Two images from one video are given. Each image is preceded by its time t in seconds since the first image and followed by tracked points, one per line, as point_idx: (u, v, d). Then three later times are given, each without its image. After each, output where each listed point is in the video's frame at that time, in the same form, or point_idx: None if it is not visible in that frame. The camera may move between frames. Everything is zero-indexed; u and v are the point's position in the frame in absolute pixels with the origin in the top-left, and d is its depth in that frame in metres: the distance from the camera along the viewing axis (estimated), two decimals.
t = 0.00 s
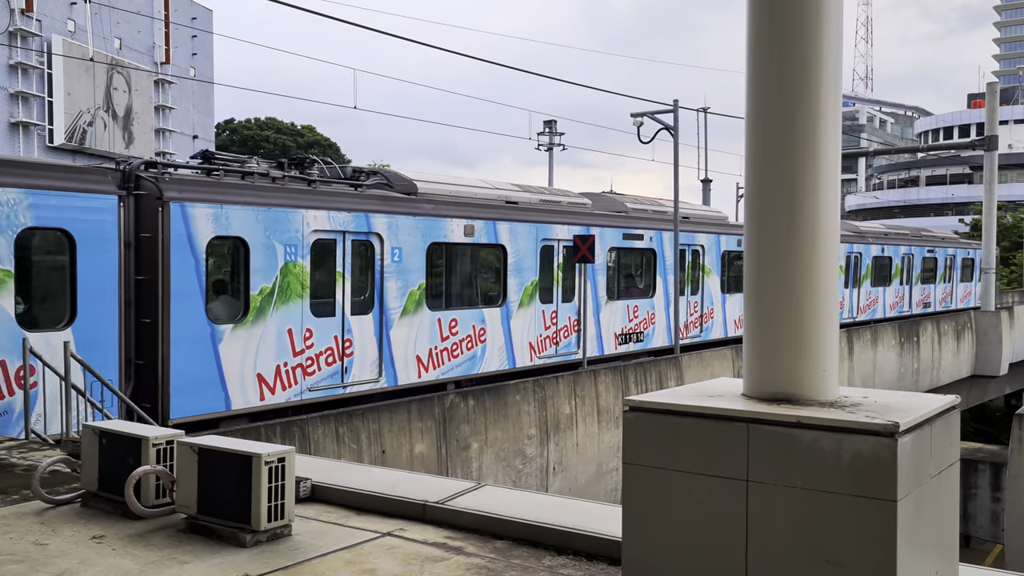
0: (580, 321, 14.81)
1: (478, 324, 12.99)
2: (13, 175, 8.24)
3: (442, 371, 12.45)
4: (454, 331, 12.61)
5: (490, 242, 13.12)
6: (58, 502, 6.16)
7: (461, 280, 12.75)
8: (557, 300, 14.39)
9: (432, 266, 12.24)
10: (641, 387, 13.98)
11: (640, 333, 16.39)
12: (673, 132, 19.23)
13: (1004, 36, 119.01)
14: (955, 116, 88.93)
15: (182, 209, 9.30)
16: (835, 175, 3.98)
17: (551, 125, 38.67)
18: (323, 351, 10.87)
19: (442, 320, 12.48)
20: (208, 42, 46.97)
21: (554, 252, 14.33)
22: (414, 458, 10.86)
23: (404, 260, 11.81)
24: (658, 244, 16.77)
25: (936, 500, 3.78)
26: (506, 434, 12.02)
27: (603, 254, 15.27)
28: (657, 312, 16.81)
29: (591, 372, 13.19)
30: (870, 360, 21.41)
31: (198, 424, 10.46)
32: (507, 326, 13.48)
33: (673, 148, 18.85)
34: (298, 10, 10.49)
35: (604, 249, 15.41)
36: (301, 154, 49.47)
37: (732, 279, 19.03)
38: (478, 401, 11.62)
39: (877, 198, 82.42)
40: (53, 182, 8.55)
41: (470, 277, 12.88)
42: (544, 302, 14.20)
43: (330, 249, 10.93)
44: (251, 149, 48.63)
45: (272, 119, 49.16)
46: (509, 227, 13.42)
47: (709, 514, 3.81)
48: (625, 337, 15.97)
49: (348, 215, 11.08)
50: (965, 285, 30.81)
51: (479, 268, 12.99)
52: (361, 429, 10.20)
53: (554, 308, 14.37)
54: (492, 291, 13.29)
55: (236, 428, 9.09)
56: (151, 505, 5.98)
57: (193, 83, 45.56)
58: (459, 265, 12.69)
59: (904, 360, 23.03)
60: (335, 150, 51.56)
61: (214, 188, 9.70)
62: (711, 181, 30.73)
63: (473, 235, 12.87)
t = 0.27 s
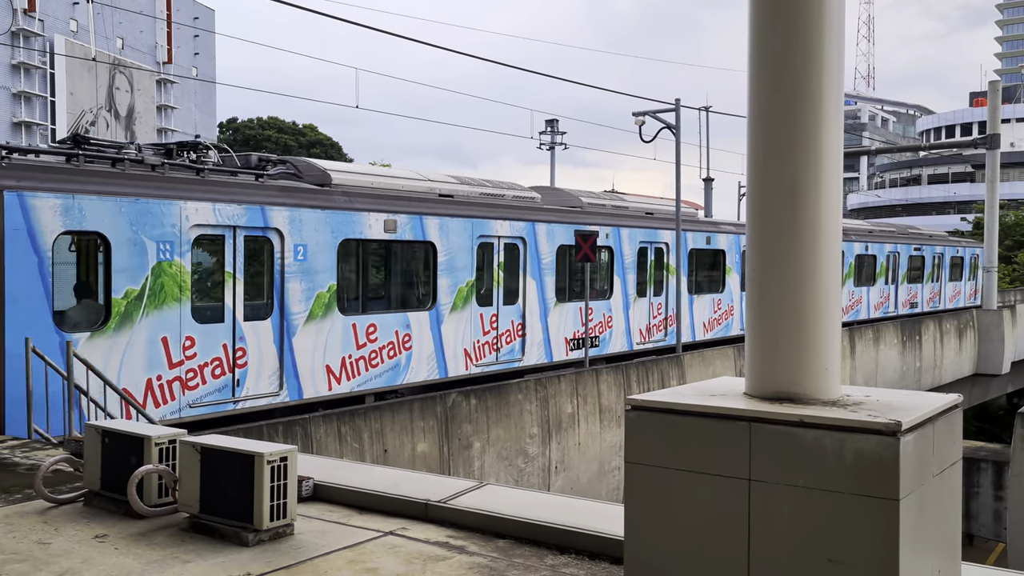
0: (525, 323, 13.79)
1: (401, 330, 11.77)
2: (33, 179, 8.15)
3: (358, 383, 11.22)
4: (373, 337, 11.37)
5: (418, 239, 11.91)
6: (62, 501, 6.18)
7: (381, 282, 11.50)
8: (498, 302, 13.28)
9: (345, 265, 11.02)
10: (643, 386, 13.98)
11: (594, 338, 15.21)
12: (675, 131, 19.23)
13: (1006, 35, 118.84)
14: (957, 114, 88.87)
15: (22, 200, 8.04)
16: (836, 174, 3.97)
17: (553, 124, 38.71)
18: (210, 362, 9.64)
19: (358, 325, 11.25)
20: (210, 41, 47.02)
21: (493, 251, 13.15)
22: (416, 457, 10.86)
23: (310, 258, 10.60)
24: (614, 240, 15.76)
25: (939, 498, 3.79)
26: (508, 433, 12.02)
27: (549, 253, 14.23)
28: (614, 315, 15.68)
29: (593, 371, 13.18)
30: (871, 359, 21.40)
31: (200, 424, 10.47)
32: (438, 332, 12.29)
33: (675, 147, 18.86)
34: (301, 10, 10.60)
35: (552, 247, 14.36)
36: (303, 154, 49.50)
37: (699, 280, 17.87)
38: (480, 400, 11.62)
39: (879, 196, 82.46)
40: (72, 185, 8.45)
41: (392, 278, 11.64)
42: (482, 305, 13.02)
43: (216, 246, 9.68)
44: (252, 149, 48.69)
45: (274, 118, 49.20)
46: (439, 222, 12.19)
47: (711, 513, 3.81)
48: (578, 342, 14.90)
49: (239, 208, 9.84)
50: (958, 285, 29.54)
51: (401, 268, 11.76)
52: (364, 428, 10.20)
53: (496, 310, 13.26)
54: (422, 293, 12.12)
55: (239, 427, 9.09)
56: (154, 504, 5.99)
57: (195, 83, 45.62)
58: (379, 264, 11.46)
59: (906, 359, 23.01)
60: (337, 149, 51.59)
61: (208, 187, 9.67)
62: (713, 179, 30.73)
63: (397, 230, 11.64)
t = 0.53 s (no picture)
0: (462, 327, 12.79)
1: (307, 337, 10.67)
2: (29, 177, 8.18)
3: (253, 397, 10.12)
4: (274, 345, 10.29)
5: (327, 236, 10.81)
6: (64, 501, 6.18)
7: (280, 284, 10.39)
8: (428, 304, 12.23)
9: (237, 264, 9.93)
10: (645, 385, 13.98)
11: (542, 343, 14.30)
12: (677, 130, 19.22)
13: (1008, 33, 118.71)
14: (959, 113, 88.79)
15: None
16: (839, 174, 3.97)
17: (555, 124, 38.73)
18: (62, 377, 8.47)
19: (255, 331, 10.16)
20: (211, 41, 47.05)
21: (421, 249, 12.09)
22: (418, 456, 10.86)
23: (192, 256, 9.51)
24: (564, 236, 14.74)
25: (941, 497, 3.79)
26: (510, 432, 12.02)
27: (489, 252, 13.18)
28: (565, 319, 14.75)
29: (595, 370, 13.18)
30: (874, 358, 21.39)
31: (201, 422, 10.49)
32: (354, 338, 11.24)
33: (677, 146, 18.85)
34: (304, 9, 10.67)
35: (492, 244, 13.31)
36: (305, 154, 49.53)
37: (661, 281, 16.82)
38: (481, 399, 11.62)
39: (881, 194, 82.44)
40: (74, 184, 8.51)
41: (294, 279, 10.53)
42: (407, 308, 11.97)
43: (69, 243, 8.50)
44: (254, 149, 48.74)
45: (276, 118, 49.25)
46: (354, 216, 11.09)
47: (713, 513, 3.81)
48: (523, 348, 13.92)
49: (98, 198, 8.67)
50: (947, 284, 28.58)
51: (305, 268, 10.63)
52: (365, 427, 10.20)
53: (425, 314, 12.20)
54: (335, 295, 11.08)
55: (241, 427, 9.09)
56: (156, 503, 6.00)
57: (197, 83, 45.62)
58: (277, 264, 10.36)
59: (908, 358, 22.99)
60: (339, 149, 51.61)
61: (208, 185, 9.72)
62: (715, 179, 30.72)
63: (302, 225, 10.54)
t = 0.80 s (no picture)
0: (384, 333, 11.73)
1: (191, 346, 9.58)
2: (27, 175, 8.27)
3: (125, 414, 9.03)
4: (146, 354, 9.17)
5: (215, 231, 9.75)
6: (66, 500, 6.19)
7: (150, 287, 9.24)
8: (343, 309, 11.16)
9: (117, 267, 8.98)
10: (646, 385, 13.98)
11: (483, 350, 13.29)
12: (678, 129, 19.24)
13: (1010, 32, 118.58)
14: (960, 112, 88.73)
15: None
16: (841, 173, 3.96)
17: (556, 123, 38.74)
18: None
19: (124, 340, 9.02)
20: (213, 41, 47.10)
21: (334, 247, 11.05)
22: (419, 455, 10.87)
23: (40, 254, 8.33)
24: (509, 233, 13.66)
25: (943, 496, 3.78)
26: (511, 432, 12.02)
27: (417, 250, 12.15)
28: (508, 322, 13.68)
29: (596, 369, 13.18)
30: (875, 357, 21.38)
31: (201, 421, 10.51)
32: (250, 347, 10.14)
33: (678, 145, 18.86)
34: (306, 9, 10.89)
35: (421, 241, 12.27)
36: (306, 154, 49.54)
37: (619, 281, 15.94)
38: (482, 399, 11.62)
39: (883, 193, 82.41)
40: (100, 183, 8.84)
41: (165, 282, 9.41)
42: (318, 311, 10.89)
43: None
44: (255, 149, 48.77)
45: (278, 118, 49.28)
46: (249, 209, 10.05)
47: (715, 512, 3.80)
48: (456, 355, 12.87)
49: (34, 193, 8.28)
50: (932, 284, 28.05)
51: (188, 270, 9.60)
52: (367, 426, 10.21)
53: (340, 319, 11.14)
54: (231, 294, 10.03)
55: (242, 426, 9.10)
56: (158, 503, 6.00)
57: (198, 83, 45.64)
58: (159, 264, 9.33)
59: (909, 357, 22.98)
60: (340, 148, 51.62)
61: (226, 185, 10.01)
62: (716, 178, 30.73)
63: (184, 219, 9.49)
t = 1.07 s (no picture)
0: (290, 340, 10.74)
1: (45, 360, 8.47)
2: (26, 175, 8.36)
3: None
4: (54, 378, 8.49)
5: (75, 224, 8.68)
6: (66, 500, 6.19)
7: (30, 289, 8.38)
8: (239, 314, 10.13)
9: None
10: (647, 384, 13.97)
11: (411, 358, 12.37)
12: (679, 129, 19.21)
13: (1011, 31, 118.49)
14: (961, 112, 88.68)
15: None
16: (841, 172, 3.96)
17: (557, 122, 38.71)
18: None
19: None
20: (213, 41, 47.08)
21: (228, 244, 10.07)
22: (420, 456, 10.86)
23: None
24: (442, 230, 12.77)
25: (945, 496, 3.78)
26: (512, 432, 12.02)
27: (331, 249, 11.22)
28: (442, 327, 12.80)
29: (597, 370, 13.18)
30: (876, 357, 21.37)
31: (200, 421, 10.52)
32: (121, 359, 9.07)
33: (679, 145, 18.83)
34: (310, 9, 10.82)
35: (334, 238, 11.31)
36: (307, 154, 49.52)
37: (574, 282, 15.20)
38: (483, 399, 11.61)
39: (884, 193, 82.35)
40: (116, 184, 9.09)
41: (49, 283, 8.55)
42: (210, 317, 9.86)
43: None
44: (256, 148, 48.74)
45: (278, 118, 49.27)
46: (116, 201, 9.02)
47: (716, 512, 3.80)
48: (379, 364, 11.91)
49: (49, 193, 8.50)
50: (919, 285, 27.46)
51: (79, 269, 8.79)
52: (367, 426, 10.20)
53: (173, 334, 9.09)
54: (93, 300, 8.93)
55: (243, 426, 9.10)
56: (158, 503, 6.00)
57: (198, 82, 45.59)
58: (42, 263, 8.49)
59: (910, 357, 22.97)
60: (341, 148, 51.58)
61: (228, 186, 10.18)
62: (717, 177, 30.70)
63: (33, 212, 8.36)
